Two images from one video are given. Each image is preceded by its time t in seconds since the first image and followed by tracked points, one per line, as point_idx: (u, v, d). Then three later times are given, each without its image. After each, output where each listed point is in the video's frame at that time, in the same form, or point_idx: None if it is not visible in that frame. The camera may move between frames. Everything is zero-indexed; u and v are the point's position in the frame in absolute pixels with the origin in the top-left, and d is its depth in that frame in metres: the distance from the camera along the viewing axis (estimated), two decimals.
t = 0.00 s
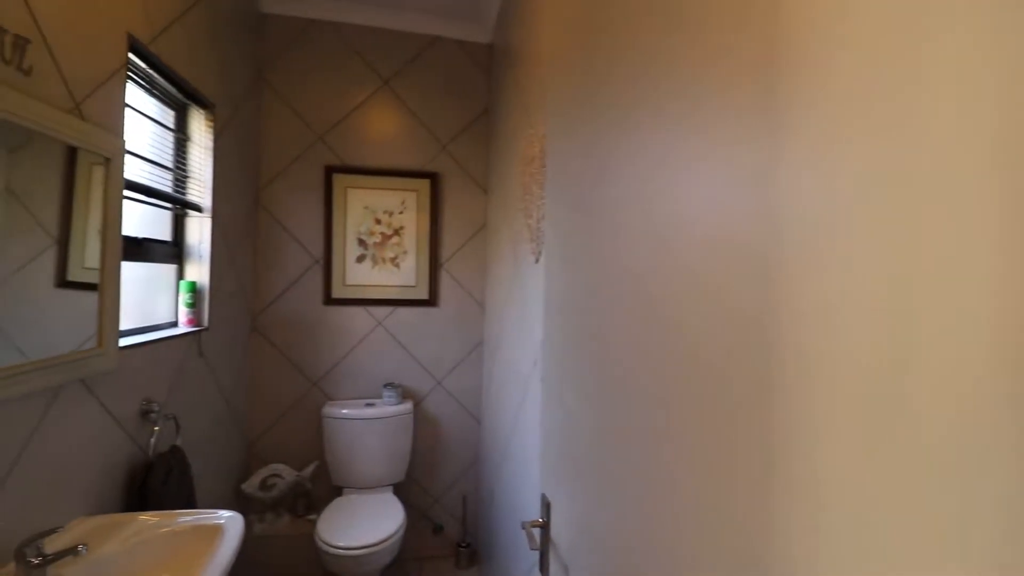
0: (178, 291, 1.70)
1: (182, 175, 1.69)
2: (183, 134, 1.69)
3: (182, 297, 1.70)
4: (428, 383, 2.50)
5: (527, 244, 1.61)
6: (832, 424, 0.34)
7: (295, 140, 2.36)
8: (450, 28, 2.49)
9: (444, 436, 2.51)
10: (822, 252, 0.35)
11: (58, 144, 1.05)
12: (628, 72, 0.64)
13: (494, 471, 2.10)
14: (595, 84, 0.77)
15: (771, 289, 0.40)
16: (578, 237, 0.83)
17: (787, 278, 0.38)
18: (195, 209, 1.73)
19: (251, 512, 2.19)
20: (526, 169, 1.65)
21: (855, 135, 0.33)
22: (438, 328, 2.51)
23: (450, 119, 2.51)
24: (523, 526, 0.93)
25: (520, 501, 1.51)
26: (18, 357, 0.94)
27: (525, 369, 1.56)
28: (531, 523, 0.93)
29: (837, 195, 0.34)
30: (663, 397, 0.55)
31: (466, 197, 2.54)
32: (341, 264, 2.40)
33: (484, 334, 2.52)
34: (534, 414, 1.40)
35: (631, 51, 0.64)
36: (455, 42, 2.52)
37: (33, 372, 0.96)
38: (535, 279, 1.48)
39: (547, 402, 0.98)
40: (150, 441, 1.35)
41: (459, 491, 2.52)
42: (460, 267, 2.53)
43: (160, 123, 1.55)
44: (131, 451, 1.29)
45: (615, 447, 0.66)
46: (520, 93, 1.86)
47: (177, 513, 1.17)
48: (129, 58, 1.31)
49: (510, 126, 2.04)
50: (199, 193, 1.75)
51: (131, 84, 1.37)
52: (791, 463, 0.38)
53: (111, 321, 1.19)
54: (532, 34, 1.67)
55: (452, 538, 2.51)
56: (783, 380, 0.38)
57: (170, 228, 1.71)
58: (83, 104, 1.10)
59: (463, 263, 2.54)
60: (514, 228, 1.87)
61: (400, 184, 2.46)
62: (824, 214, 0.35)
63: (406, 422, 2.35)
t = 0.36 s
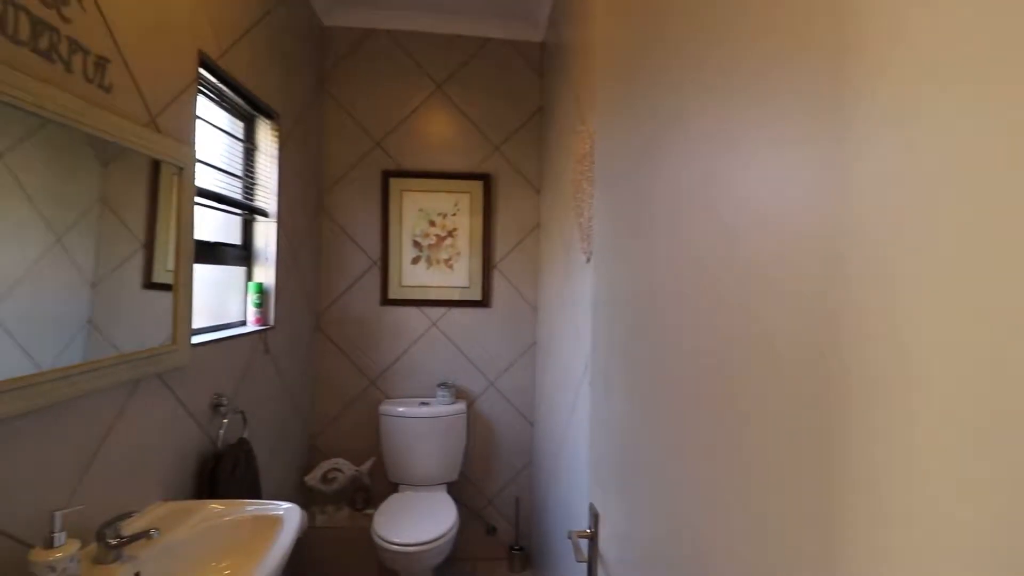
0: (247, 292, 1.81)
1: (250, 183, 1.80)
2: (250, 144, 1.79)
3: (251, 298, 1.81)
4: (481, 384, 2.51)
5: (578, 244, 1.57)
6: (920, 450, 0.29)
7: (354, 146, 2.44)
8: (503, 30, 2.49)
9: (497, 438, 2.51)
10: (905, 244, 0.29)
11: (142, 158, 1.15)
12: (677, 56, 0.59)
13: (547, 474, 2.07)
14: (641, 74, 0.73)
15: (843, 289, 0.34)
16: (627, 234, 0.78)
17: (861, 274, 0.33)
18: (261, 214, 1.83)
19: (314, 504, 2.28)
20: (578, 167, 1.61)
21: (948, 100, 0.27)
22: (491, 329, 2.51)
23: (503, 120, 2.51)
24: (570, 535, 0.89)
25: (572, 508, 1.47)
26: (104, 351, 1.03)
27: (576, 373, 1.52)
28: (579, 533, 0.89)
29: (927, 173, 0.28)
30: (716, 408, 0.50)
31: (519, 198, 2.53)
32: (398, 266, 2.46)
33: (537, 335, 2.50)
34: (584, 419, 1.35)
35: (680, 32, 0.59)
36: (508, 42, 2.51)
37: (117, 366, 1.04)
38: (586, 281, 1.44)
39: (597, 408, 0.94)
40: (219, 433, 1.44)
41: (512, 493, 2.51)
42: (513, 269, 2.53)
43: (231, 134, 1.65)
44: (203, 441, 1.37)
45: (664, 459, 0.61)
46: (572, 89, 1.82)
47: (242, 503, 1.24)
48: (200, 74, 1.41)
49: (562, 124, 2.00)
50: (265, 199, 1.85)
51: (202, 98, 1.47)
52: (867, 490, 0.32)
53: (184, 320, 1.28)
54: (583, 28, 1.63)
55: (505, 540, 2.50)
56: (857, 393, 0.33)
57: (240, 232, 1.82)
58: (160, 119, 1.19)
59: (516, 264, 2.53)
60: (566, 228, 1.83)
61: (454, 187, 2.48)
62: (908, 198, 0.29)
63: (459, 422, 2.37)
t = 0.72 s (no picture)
0: (332, 295, 1.96)
1: (335, 194, 1.93)
2: (335, 158, 1.93)
3: (335, 300, 1.95)
4: (550, 387, 2.51)
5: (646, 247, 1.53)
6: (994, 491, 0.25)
7: (428, 155, 2.55)
8: (571, 32, 2.48)
9: (566, 442, 2.50)
10: (979, 253, 0.26)
11: (240, 175, 1.27)
12: (736, 54, 0.57)
13: (616, 481, 2.03)
14: (699, 73, 0.70)
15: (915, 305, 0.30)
16: (689, 239, 0.75)
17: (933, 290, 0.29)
18: (344, 222, 1.97)
19: (391, 496, 2.40)
20: (645, 168, 1.57)
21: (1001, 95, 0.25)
22: (560, 333, 2.51)
23: (572, 123, 2.50)
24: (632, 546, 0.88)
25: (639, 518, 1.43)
26: (210, 348, 1.15)
27: (643, 379, 1.48)
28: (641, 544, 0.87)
29: (1010, 176, 0.25)
30: (767, 419, 0.47)
31: (588, 200, 2.50)
32: (469, 270, 2.53)
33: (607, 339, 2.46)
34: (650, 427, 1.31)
35: (736, 29, 0.57)
36: (577, 44, 2.50)
37: (222, 361, 1.18)
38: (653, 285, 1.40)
39: (661, 417, 0.91)
40: (306, 425, 1.57)
41: (581, 498, 2.49)
42: (582, 272, 2.51)
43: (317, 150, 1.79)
44: (292, 432, 1.50)
45: (722, 476, 0.58)
46: (640, 87, 1.78)
47: (325, 490, 1.34)
48: (290, 96, 1.55)
49: (631, 123, 1.96)
50: (348, 208, 1.99)
51: (291, 117, 1.61)
52: (927, 529, 0.29)
53: (276, 321, 1.40)
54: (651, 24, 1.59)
55: (575, 545, 2.48)
56: (925, 424, 0.29)
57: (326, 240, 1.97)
58: (255, 139, 1.32)
59: (585, 267, 2.51)
60: (635, 229, 1.79)
61: (523, 191, 2.52)
62: (978, 202, 0.26)
63: (528, 424, 2.39)
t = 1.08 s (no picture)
0: (412, 296, 2.09)
1: (415, 202, 2.06)
2: (416, 167, 2.06)
3: (415, 301, 2.08)
4: (623, 391, 2.49)
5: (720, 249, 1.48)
6: None
7: (502, 161, 2.63)
8: (646, 32, 2.45)
9: (639, 446, 2.46)
10: None
11: (332, 187, 1.41)
12: (807, 57, 0.57)
13: (690, 489, 1.97)
14: (772, 75, 0.69)
15: None
16: (759, 242, 0.74)
17: None
18: (423, 228, 2.09)
19: (466, 489, 2.50)
20: (721, 168, 1.52)
21: None
22: (634, 336, 2.48)
23: (647, 124, 2.47)
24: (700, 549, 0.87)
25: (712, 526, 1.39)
26: (307, 343, 1.29)
27: (715, 385, 1.44)
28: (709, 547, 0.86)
29: None
30: (841, 417, 0.47)
31: (663, 201, 2.45)
32: (541, 272, 2.57)
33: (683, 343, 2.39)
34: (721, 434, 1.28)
35: (811, 29, 0.56)
36: (652, 44, 2.47)
37: (317, 354, 1.31)
38: (725, 288, 1.36)
39: (731, 422, 0.90)
40: (389, 416, 1.69)
41: (655, 504, 2.44)
42: (656, 274, 2.46)
43: (400, 161, 1.93)
44: (376, 423, 1.62)
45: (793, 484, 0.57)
46: (716, 84, 1.72)
47: (406, 477, 1.44)
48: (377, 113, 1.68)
49: (708, 120, 1.90)
50: (427, 214, 2.11)
51: (378, 132, 1.74)
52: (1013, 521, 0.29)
53: (363, 320, 1.53)
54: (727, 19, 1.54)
55: (648, 552, 2.44)
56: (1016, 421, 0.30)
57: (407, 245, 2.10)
58: (346, 154, 1.46)
59: (660, 270, 2.46)
60: (710, 230, 1.74)
61: (596, 194, 2.51)
62: None
63: (600, 427, 2.38)
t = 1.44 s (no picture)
0: (478, 295, 2.17)
1: (481, 204, 2.14)
2: (482, 171, 2.14)
3: (481, 300, 2.16)
4: (689, 393, 2.44)
5: (790, 245, 1.44)
6: None
7: (565, 162, 2.67)
8: (714, 27, 2.40)
9: (706, 450, 2.41)
10: None
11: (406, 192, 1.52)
12: (878, 52, 0.57)
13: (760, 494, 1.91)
14: (840, 71, 0.69)
15: None
16: (829, 237, 0.73)
17: None
18: (489, 230, 2.17)
19: (529, 484, 2.56)
20: (792, 163, 1.48)
21: None
22: (700, 336, 2.43)
23: (714, 120, 2.41)
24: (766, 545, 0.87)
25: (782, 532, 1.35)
26: (383, 336, 1.41)
27: (785, 387, 1.40)
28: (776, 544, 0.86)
29: None
30: (914, 407, 0.48)
31: (732, 199, 2.39)
32: (604, 272, 2.58)
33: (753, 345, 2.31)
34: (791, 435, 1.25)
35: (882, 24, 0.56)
36: (721, 38, 2.41)
37: (393, 348, 1.42)
38: (795, 286, 1.33)
39: (799, 420, 0.89)
40: (458, 409, 1.78)
41: (723, 510, 2.37)
42: (725, 273, 2.40)
43: (468, 166, 2.02)
44: (445, 414, 1.72)
45: (866, 478, 0.57)
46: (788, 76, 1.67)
47: (474, 466, 1.52)
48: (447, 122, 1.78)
49: (779, 114, 1.84)
50: (493, 216, 2.19)
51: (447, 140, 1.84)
52: None
53: (433, 317, 1.63)
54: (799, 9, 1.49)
55: (715, 558, 2.38)
56: None
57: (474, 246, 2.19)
58: (419, 161, 1.56)
59: (729, 269, 2.39)
60: (782, 227, 1.68)
61: (661, 193, 2.49)
62: None
63: (664, 428, 2.36)
